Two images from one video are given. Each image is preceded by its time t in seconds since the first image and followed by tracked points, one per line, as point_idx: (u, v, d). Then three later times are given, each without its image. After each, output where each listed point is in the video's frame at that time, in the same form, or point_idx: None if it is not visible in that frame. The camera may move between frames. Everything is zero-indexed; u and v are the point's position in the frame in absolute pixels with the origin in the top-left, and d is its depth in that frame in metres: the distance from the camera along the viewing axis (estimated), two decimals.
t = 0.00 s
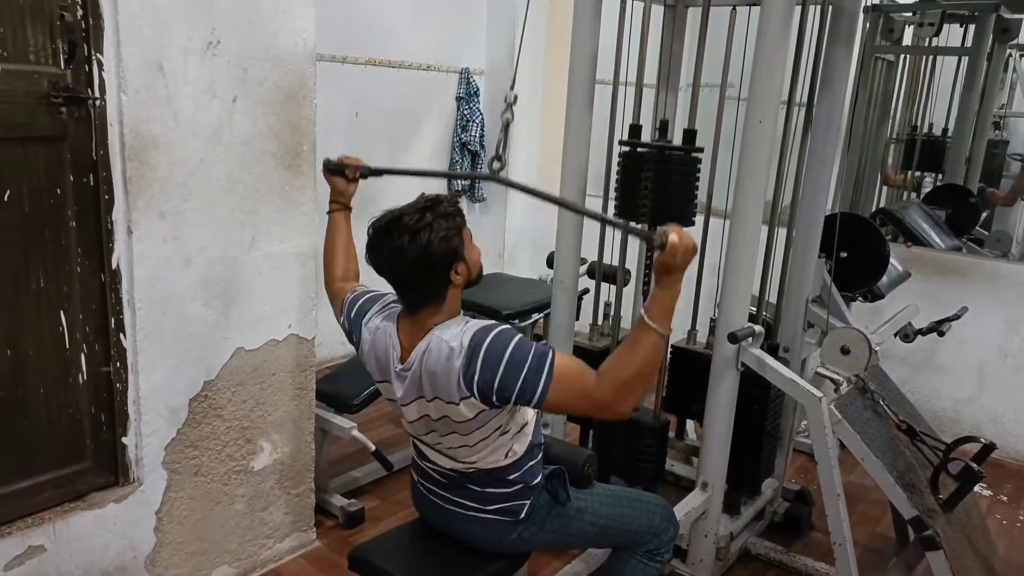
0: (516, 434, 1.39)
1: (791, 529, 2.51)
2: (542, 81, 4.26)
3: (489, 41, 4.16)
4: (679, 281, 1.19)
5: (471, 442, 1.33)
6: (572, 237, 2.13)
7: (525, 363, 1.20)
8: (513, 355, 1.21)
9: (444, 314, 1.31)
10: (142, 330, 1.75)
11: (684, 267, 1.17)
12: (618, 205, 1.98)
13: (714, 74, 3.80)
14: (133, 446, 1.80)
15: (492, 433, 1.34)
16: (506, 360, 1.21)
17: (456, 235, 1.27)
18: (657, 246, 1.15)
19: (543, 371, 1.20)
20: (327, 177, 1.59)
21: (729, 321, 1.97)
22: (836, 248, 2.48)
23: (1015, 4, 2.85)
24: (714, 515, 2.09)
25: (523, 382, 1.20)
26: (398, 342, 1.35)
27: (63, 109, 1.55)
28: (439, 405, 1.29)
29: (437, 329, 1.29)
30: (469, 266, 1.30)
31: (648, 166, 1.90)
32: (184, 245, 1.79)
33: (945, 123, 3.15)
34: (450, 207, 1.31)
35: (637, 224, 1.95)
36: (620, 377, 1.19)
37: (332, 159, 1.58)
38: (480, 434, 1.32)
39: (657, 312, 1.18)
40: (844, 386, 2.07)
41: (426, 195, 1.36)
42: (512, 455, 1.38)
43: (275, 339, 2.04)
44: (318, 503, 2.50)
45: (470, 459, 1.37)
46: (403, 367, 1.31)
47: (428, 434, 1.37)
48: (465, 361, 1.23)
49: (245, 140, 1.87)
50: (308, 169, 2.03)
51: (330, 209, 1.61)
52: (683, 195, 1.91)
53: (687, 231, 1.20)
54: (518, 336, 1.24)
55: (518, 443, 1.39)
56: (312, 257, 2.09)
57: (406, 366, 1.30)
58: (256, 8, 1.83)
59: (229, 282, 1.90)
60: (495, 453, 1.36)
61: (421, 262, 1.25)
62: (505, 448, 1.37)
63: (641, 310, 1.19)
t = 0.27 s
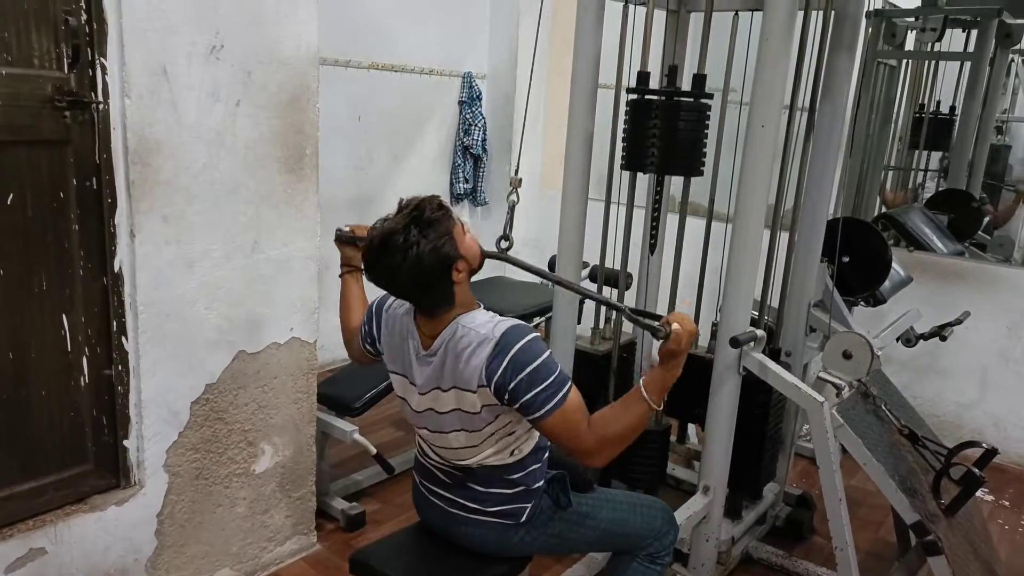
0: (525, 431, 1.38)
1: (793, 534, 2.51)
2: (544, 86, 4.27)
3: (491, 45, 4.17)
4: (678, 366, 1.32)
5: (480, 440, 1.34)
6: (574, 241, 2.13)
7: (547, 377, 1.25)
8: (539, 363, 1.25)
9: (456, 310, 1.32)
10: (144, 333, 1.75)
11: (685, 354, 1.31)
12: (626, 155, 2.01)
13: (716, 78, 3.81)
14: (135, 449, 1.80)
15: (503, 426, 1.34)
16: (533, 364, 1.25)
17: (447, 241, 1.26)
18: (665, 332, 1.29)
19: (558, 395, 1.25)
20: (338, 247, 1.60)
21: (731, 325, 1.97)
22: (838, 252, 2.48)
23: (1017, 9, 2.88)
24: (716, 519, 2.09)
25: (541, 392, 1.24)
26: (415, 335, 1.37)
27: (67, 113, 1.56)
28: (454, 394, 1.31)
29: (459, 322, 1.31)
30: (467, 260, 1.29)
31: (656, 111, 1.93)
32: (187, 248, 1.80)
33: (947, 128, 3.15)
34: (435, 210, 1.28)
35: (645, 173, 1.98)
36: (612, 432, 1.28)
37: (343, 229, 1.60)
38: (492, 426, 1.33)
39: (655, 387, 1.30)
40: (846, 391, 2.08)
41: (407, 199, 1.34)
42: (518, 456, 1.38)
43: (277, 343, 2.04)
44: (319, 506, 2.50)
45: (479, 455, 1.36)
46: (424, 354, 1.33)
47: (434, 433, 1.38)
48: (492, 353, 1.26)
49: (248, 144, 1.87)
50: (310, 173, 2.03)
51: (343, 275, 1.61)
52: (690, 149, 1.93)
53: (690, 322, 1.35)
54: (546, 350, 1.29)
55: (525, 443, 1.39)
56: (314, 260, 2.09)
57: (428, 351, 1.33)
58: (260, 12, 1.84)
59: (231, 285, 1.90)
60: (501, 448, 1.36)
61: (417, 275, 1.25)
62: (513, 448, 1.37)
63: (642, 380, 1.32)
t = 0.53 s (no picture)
0: (527, 427, 1.38)
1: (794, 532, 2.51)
2: (544, 85, 4.27)
3: (491, 44, 4.16)
4: (684, 310, 1.28)
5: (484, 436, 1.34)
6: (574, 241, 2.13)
7: (544, 367, 1.23)
8: (538, 353, 1.24)
9: (451, 310, 1.31)
10: (145, 334, 1.75)
11: (690, 295, 1.27)
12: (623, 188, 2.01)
13: (716, 77, 3.80)
14: (136, 450, 1.80)
15: (506, 421, 1.34)
16: (529, 356, 1.24)
17: (452, 232, 1.26)
18: (667, 278, 1.25)
19: (563, 375, 1.24)
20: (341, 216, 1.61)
21: (732, 324, 1.96)
22: (839, 251, 2.47)
23: (1017, 6, 2.86)
24: (717, 518, 2.08)
25: (542, 381, 1.23)
26: (412, 336, 1.36)
27: (66, 113, 1.56)
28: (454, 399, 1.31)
29: (452, 323, 1.30)
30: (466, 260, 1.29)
31: (653, 143, 1.92)
32: (187, 248, 1.80)
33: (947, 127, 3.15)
34: (445, 202, 1.29)
35: (643, 206, 1.98)
36: (630, 394, 1.27)
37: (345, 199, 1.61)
38: (496, 421, 1.33)
39: (663, 337, 1.27)
40: (849, 389, 2.06)
41: (422, 193, 1.36)
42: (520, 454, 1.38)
43: (278, 343, 2.04)
44: (321, 507, 2.49)
45: (485, 453, 1.36)
46: (420, 358, 1.33)
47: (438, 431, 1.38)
48: (487, 352, 1.25)
49: (247, 143, 1.87)
50: (310, 173, 2.03)
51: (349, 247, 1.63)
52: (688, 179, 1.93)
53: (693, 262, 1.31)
54: (540, 335, 1.27)
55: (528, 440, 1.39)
56: (314, 260, 2.09)
57: (424, 356, 1.32)
58: (259, 11, 1.84)
59: (232, 285, 1.90)
60: (505, 444, 1.37)
61: (418, 263, 1.24)
62: (515, 445, 1.37)
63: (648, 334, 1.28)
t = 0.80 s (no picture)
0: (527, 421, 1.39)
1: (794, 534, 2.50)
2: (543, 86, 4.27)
3: (490, 46, 4.16)
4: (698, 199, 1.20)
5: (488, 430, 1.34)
6: (573, 242, 2.13)
7: (541, 335, 1.21)
8: (529, 326, 1.22)
9: (447, 309, 1.30)
10: (143, 337, 1.75)
11: (704, 182, 1.18)
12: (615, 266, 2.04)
13: (714, 78, 3.80)
14: (134, 454, 1.80)
15: (505, 417, 1.34)
16: (522, 333, 1.21)
17: (461, 230, 1.26)
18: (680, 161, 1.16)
19: (563, 324, 1.22)
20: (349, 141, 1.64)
21: (731, 325, 1.96)
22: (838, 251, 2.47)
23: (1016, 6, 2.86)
24: (717, 519, 2.08)
25: (546, 350, 1.21)
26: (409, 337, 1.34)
27: (63, 117, 1.55)
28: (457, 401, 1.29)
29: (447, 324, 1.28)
30: (470, 264, 1.29)
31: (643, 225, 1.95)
32: (185, 251, 1.79)
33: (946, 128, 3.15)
34: (459, 203, 1.30)
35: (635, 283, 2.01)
36: (650, 295, 1.20)
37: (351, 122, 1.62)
38: (494, 418, 1.33)
39: (674, 229, 1.20)
40: (847, 391, 2.06)
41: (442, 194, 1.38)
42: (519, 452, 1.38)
43: (276, 346, 2.04)
44: (320, 509, 2.49)
45: (484, 452, 1.36)
46: (416, 360, 1.31)
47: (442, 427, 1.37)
48: (482, 343, 1.23)
49: (245, 147, 1.87)
50: (308, 176, 2.03)
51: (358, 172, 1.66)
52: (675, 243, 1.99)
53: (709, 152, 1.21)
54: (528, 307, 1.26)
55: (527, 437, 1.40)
56: (313, 263, 2.09)
57: (420, 359, 1.30)
58: (256, 15, 1.83)
59: (230, 289, 1.90)
60: (503, 443, 1.36)
61: (421, 254, 1.24)
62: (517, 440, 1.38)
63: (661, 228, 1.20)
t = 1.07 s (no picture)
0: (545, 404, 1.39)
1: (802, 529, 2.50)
2: (546, 84, 4.26)
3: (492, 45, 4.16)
4: (715, 121, 1.22)
5: (509, 408, 1.33)
6: (578, 241, 2.13)
7: (559, 297, 1.20)
8: (550, 294, 1.21)
9: (483, 284, 1.29)
10: (150, 338, 1.75)
11: (724, 103, 1.20)
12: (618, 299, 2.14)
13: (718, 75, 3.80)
14: (142, 454, 1.80)
15: (526, 399, 1.34)
16: (539, 295, 1.21)
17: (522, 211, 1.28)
18: (702, 79, 1.18)
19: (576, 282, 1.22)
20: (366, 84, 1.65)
21: (738, 321, 1.96)
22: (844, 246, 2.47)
23: None
24: (725, 515, 2.08)
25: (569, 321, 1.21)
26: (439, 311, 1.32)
27: (68, 119, 1.56)
28: (488, 372, 1.26)
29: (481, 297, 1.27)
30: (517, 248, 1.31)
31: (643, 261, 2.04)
32: (192, 252, 1.80)
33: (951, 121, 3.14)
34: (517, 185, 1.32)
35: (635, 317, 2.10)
36: (650, 209, 1.22)
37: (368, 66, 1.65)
38: (517, 399, 1.32)
39: (688, 150, 1.21)
40: (855, 386, 2.05)
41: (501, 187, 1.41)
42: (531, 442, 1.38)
43: (283, 346, 2.04)
44: (328, 508, 2.50)
45: (506, 433, 1.35)
46: (446, 332, 1.29)
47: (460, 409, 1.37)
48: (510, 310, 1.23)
49: (249, 147, 1.87)
50: (313, 176, 2.03)
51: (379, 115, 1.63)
52: (676, 286, 2.02)
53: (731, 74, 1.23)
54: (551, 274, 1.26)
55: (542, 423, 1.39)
56: (318, 263, 2.09)
57: (450, 330, 1.28)
58: (260, 16, 1.84)
59: (236, 289, 1.90)
60: (514, 438, 1.36)
61: (478, 222, 1.24)
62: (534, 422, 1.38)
63: (675, 146, 1.23)
